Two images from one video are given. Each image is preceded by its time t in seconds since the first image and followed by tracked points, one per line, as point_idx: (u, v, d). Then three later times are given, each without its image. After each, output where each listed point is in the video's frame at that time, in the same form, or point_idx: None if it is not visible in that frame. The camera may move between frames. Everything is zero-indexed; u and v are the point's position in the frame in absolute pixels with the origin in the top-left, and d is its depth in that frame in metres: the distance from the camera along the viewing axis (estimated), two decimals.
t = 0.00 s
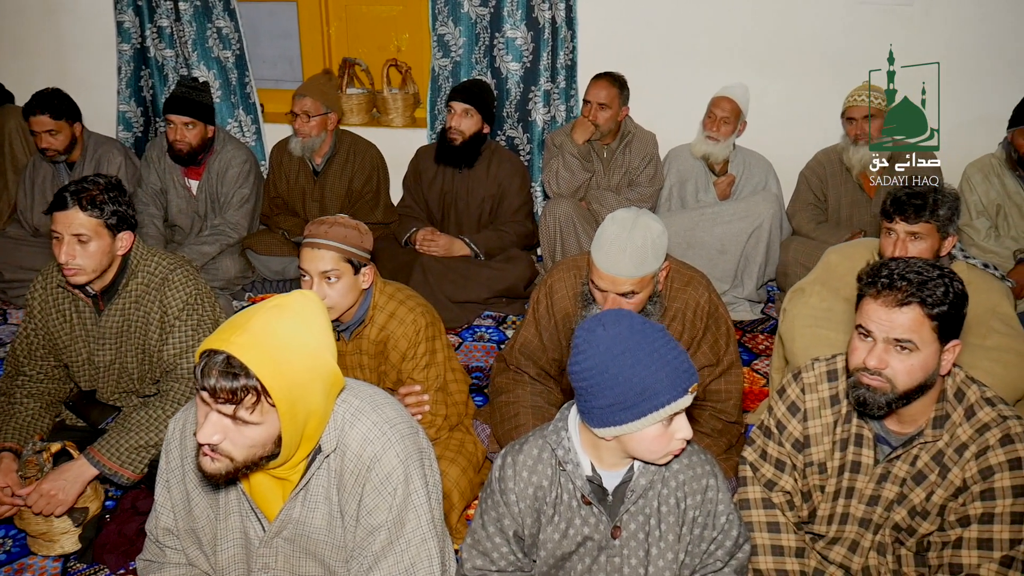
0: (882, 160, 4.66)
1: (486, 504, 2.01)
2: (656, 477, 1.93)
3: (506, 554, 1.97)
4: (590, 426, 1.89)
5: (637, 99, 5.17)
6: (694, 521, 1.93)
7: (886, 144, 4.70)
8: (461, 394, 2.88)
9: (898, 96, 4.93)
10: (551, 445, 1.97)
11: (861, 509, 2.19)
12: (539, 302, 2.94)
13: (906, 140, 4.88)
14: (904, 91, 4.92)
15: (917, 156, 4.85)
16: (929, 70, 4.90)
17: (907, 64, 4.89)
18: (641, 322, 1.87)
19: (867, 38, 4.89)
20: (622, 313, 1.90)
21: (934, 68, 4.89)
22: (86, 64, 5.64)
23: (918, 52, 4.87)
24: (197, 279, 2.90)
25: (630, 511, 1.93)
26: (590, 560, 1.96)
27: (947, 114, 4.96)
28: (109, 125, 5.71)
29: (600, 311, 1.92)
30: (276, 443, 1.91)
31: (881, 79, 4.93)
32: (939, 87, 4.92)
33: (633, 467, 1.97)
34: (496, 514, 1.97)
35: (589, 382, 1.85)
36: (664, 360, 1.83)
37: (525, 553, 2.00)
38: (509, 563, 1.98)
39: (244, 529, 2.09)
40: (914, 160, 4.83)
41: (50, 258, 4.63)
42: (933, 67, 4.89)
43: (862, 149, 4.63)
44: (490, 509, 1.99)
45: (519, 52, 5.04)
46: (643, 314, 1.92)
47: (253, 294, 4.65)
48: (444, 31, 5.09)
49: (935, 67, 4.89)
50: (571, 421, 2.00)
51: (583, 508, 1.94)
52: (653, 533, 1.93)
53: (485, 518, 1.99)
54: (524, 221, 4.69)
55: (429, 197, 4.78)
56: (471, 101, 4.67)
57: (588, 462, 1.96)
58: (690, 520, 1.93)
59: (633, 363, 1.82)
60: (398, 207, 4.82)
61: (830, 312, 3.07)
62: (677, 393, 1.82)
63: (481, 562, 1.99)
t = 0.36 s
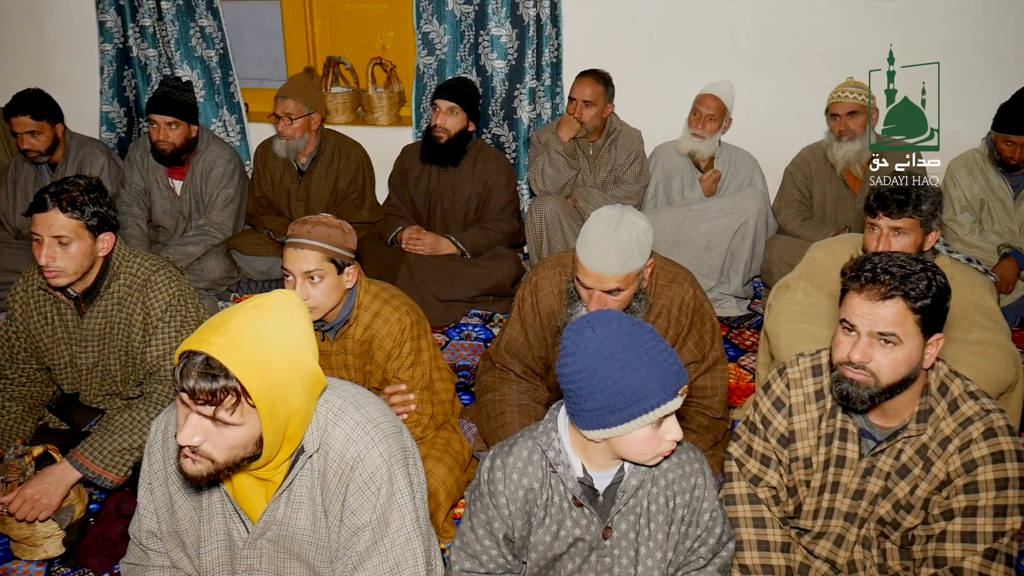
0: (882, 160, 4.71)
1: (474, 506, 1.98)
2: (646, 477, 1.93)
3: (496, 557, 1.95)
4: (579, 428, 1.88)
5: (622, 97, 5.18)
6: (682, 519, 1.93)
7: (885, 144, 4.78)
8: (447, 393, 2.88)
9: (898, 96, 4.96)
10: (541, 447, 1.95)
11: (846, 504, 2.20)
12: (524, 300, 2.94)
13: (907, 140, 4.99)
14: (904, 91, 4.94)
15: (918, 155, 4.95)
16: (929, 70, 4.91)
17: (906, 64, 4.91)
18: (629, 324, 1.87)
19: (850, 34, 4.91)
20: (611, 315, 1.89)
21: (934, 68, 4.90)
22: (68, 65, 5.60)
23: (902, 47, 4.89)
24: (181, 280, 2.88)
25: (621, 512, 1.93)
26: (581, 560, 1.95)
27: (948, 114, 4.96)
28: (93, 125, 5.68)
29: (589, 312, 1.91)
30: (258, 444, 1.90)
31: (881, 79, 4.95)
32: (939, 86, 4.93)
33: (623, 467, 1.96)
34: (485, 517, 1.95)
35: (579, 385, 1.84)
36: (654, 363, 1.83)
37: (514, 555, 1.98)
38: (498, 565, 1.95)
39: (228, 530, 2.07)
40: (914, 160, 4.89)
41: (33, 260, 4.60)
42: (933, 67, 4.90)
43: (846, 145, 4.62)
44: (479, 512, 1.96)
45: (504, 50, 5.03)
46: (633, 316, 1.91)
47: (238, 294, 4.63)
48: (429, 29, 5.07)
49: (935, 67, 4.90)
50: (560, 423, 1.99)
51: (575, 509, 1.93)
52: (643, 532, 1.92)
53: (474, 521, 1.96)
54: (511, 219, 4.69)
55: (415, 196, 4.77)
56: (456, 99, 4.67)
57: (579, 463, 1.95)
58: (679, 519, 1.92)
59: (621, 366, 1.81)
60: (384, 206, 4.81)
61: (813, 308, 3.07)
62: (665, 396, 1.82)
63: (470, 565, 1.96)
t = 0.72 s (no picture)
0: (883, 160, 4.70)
1: (464, 497, 1.98)
2: (636, 471, 1.92)
3: (486, 547, 1.96)
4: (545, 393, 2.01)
5: (606, 93, 5.19)
6: (673, 515, 1.92)
7: (886, 144, 4.83)
8: (432, 390, 2.88)
9: (898, 96, 5.00)
10: (531, 437, 1.95)
11: (829, 497, 2.20)
12: (509, 296, 2.93)
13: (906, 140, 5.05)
14: (904, 91, 4.97)
15: (918, 156, 5.01)
16: (930, 71, 4.93)
17: (907, 64, 4.93)
18: (636, 318, 1.92)
19: (833, 30, 4.93)
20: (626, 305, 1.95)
21: (935, 68, 4.92)
22: (49, 64, 5.56)
23: (883, 43, 4.92)
24: (163, 279, 2.85)
25: (610, 505, 1.91)
26: (568, 553, 1.92)
27: (948, 114, 4.98)
28: (74, 124, 5.64)
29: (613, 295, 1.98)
30: (241, 444, 1.89)
31: (882, 79, 4.98)
32: (939, 86, 4.96)
33: (613, 461, 1.95)
34: (476, 506, 1.95)
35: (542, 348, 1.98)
36: (632, 364, 1.87)
37: (504, 546, 1.98)
38: (489, 554, 1.96)
39: (211, 530, 2.06)
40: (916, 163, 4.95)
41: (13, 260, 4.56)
42: (933, 67, 4.92)
43: (829, 143, 4.65)
44: (470, 502, 1.96)
45: (488, 47, 5.03)
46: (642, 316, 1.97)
47: (222, 293, 4.65)
48: (412, 26, 5.05)
49: (935, 67, 4.92)
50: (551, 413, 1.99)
51: (563, 500, 1.91)
52: (633, 527, 1.91)
53: (464, 511, 1.97)
54: (496, 217, 4.69)
55: (400, 193, 4.76)
56: (440, 96, 4.67)
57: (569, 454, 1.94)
58: (670, 515, 1.92)
59: (607, 347, 1.84)
60: (368, 204, 4.79)
61: (799, 302, 3.09)
62: (620, 400, 1.84)
63: (460, 555, 1.97)
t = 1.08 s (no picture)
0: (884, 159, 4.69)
1: (451, 487, 1.98)
2: (620, 461, 1.92)
3: (472, 536, 1.96)
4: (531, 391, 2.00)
5: (595, 88, 5.19)
6: (659, 505, 1.91)
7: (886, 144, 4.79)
8: (421, 386, 2.87)
9: (898, 96, 5.01)
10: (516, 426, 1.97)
11: (818, 489, 2.21)
12: (497, 290, 2.93)
13: (906, 140, 5.01)
14: (904, 91, 4.99)
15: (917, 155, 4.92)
16: (929, 70, 4.95)
17: (906, 64, 4.96)
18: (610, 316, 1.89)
19: (821, 23, 4.94)
20: (603, 304, 1.92)
21: (935, 68, 4.94)
22: (34, 61, 5.52)
23: (870, 36, 4.93)
24: (150, 277, 2.84)
25: (593, 494, 1.91)
26: (552, 543, 1.92)
27: (947, 115, 5.00)
28: (61, 122, 5.60)
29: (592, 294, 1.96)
30: (229, 440, 1.88)
31: (882, 79, 5.00)
32: (939, 86, 4.97)
33: (596, 451, 1.95)
34: (462, 495, 1.95)
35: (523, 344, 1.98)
36: (600, 362, 1.83)
37: (490, 536, 1.98)
38: (476, 545, 1.96)
39: (200, 527, 2.05)
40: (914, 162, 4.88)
41: None
42: (933, 67, 4.94)
43: (818, 137, 4.65)
44: (456, 491, 1.97)
45: (476, 41, 5.02)
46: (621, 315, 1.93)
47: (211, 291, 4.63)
48: (400, 21, 5.03)
49: (935, 67, 4.94)
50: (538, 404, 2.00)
51: (547, 489, 1.92)
52: (617, 516, 1.90)
53: (451, 500, 1.97)
54: (485, 212, 4.69)
55: (389, 189, 4.76)
56: (428, 92, 4.66)
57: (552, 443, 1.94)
58: (656, 504, 1.90)
59: (572, 344, 1.82)
60: (357, 200, 4.78)
61: (788, 294, 3.10)
62: (585, 398, 1.81)
63: (447, 546, 1.96)
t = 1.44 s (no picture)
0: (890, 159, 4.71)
1: (440, 494, 1.96)
2: (610, 468, 1.90)
3: (462, 545, 1.94)
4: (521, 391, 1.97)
5: (586, 83, 5.20)
6: (651, 511, 1.91)
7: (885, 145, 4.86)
8: (413, 381, 2.88)
9: (898, 96, 5.04)
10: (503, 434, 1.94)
11: (807, 481, 2.22)
12: (489, 286, 2.93)
13: (907, 140, 4.99)
14: (904, 91, 5.01)
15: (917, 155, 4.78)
16: (930, 70, 4.96)
17: (907, 64, 4.97)
18: (593, 322, 1.83)
19: (811, 18, 4.95)
20: (588, 308, 1.85)
21: (935, 69, 4.95)
22: (23, 56, 5.49)
23: (860, 31, 4.95)
24: (141, 273, 2.83)
25: (584, 502, 1.90)
26: (543, 550, 1.92)
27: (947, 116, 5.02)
28: (50, 118, 5.58)
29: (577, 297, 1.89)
30: (219, 435, 1.88)
31: (882, 79, 5.02)
32: (939, 87, 4.98)
33: (586, 458, 1.93)
34: (450, 505, 1.93)
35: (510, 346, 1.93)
36: (583, 371, 1.78)
37: (480, 544, 1.97)
38: (467, 554, 1.95)
39: (190, 523, 2.05)
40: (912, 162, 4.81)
41: None
42: (933, 67, 4.96)
43: (809, 131, 4.65)
44: (445, 500, 1.94)
45: (467, 36, 5.00)
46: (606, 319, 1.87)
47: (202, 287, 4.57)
48: (391, 16, 5.02)
49: (935, 67, 4.95)
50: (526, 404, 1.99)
51: (536, 498, 1.91)
52: (608, 524, 1.89)
53: (439, 509, 1.94)
54: (477, 207, 4.69)
55: (381, 184, 4.76)
56: (420, 87, 4.66)
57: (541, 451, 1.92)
58: (647, 510, 1.90)
59: (554, 355, 1.77)
60: (349, 195, 4.77)
61: (779, 288, 3.13)
62: (568, 408, 1.78)
63: (436, 554, 1.95)
